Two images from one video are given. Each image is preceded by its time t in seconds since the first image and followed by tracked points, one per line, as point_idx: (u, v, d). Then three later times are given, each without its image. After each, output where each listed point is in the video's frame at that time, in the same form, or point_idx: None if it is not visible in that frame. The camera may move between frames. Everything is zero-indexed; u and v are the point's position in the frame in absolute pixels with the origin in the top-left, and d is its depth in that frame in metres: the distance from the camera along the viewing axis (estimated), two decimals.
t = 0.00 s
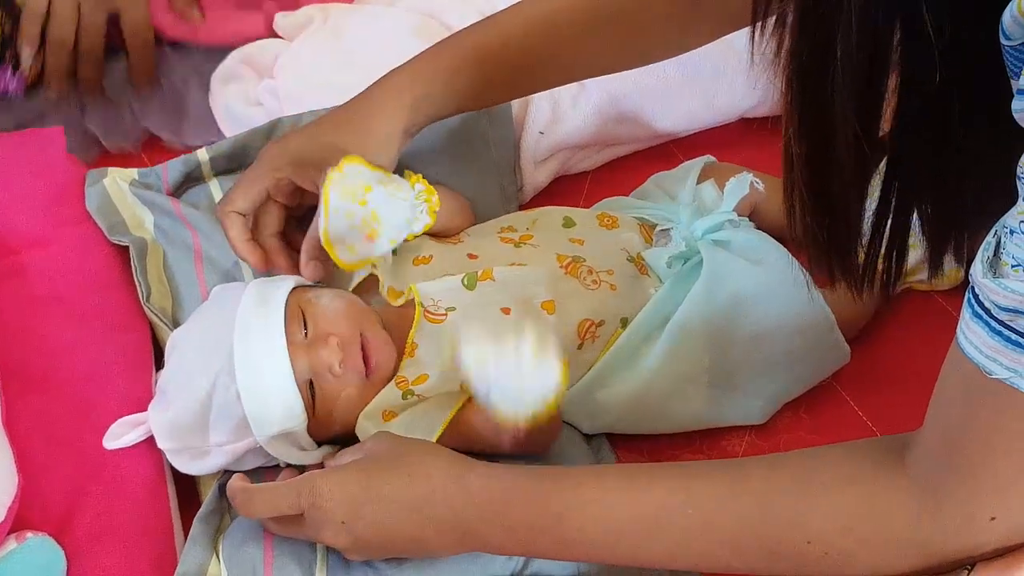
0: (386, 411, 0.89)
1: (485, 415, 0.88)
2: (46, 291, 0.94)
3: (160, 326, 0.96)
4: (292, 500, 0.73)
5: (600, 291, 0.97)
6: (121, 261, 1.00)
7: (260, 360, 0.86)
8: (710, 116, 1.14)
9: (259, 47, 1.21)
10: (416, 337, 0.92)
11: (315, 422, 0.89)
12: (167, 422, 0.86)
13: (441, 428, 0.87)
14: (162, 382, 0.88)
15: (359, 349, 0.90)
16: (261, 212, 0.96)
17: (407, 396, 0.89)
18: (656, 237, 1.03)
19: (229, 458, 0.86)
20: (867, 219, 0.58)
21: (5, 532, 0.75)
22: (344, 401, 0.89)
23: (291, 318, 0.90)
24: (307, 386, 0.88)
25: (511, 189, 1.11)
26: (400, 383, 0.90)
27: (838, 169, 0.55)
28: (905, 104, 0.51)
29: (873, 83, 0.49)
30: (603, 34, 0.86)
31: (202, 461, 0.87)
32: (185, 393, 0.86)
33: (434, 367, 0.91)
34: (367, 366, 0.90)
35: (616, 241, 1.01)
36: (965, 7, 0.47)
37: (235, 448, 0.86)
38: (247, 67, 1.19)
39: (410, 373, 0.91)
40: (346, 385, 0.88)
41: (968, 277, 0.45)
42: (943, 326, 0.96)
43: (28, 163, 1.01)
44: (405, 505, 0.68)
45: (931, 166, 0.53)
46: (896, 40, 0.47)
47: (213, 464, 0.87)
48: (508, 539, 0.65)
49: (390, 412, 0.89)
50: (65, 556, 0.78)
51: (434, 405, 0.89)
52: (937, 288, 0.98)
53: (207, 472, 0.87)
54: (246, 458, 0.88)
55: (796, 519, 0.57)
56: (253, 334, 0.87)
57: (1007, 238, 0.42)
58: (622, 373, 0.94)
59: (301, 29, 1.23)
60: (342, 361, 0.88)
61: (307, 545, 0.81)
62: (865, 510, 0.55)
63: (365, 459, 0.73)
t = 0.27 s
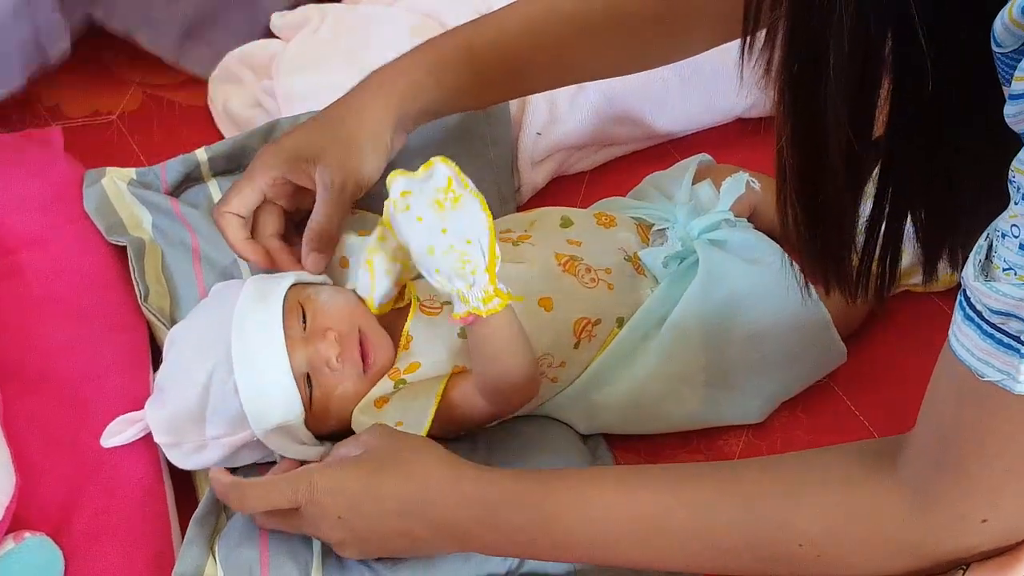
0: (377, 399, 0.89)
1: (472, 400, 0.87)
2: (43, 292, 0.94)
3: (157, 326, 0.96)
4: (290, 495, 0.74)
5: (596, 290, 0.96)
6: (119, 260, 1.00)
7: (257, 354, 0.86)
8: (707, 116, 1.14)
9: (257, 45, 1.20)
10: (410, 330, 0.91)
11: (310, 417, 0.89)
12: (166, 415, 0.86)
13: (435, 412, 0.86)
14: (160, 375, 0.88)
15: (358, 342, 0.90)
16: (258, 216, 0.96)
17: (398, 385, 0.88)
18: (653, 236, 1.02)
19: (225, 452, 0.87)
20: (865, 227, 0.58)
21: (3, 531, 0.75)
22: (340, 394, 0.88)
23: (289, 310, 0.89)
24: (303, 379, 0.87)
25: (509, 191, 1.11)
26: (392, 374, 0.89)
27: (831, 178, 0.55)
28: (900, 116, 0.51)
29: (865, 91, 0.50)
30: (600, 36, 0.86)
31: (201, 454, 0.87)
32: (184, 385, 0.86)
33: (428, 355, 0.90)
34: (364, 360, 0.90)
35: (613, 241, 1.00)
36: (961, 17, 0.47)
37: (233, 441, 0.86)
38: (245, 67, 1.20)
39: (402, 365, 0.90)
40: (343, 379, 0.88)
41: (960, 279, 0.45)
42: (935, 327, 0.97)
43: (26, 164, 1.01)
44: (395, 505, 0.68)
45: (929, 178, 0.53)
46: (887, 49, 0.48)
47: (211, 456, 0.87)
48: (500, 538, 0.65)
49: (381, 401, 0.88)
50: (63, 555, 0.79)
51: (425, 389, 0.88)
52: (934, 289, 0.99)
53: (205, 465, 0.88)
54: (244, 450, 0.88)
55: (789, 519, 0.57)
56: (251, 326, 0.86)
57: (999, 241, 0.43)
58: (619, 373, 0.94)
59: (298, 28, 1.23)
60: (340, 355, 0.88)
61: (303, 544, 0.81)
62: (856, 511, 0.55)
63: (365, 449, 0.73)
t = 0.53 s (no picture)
0: (368, 392, 0.88)
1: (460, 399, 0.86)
2: (41, 290, 0.94)
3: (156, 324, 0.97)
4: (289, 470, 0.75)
5: (591, 293, 0.96)
6: (117, 259, 1.01)
7: (252, 346, 0.86)
8: (705, 115, 1.15)
9: (256, 46, 1.21)
10: (405, 326, 0.90)
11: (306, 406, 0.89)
12: (164, 406, 0.87)
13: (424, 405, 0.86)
14: (159, 368, 0.90)
15: (353, 335, 0.90)
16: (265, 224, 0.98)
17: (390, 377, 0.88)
18: (650, 236, 1.02)
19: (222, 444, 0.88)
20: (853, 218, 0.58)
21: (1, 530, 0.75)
22: (334, 386, 0.89)
23: (285, 302, 0.90)
24: (299, 369, 0.88)
25: (509, 191, 1.11)
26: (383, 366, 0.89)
27: (822, 168, 0.55)
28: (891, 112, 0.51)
29: (858, 82, 0.49)
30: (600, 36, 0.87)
31: (196, 446, 0.88)
32: (183, 376, 0.88)
33: (421, 349, 0.90)
34: (360, 352, 0.90)
35: (611, 242, 0.99)
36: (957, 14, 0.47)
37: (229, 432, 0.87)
38: (243, 68, 1.20)
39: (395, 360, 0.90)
40: (338, 371, 0.88)
41: (958, 274, 0.45)
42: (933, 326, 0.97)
43: (24, 162, 1.01)
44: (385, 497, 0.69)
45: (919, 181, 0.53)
46: (881, 41, 0.48)
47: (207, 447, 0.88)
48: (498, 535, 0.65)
49: (372, 394, 0.88)
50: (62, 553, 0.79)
51: (413, 383, 0.87)
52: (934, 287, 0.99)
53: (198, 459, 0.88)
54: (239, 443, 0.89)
55: (786, 513, 0.57)
56: (246, 318, 0.87)
57: (998, 236, 0.42)
58: (617, 375, 0.94)
59: (295, 26, 1.23)
60: (335, 346, 0.89)
61: (301, 541, 0.81)
62: (852, 504, 0.56)
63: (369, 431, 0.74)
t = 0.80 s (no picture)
0: (362, 392, 0.88)
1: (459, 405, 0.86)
2: (33, 289, 0.94)
3: (149, 323, 0.96)
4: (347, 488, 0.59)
5: (589, 294, 0.96)
6: (109, 258, 1.00)
7: (243, 333, 0.87)
8: (700, 111, 1.14)
9: (248, 44, 1.21)
10: (402, 329, 0.91)
11: (297, 399, 0.89)
12: (153, 396, 0.87)
13: (419, 404, 0.87)
14: (152, 357, 0.90)
15: (345, 326, 0.90)
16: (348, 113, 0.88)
17: (385, 378, 0.88)
18: (647, 237, 1.03)
19: (208, 435, 0.87)
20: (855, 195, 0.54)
21: None
22: (326, 376, 0.88)
23: (278, 292, 0.91)
24: (290, 359, 0.88)
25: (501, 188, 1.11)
26: (379, 367, 0.88)
27: (821, 159, 0.51)
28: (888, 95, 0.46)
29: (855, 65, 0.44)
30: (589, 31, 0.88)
31: (185, 438, 0.87)
32: (173, 362, 0.88)
33: (416, 351, 0.89)
34: (352, 344, 0.90)
35: (609, 241, 1.00)
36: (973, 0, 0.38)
37: (219, 423, 0.86)
38: (235, 66, 1.19)
39: (390, 361, 0.89)
40: (328, 364, 0.88)
41: None
42: (928, 323, 0.97)
43: (16, 162, 1.01)
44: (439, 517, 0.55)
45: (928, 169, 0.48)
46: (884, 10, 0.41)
47: (197, 440, 0.87)
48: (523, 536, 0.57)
49: (366, 393, 0.88)
50: (55, 553, 0.79)
51: (413, 386, 0.88)
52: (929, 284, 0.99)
53: (189, 451, 0.88)
54: (230, 436, 0.88)
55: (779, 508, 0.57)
56: (237, 309, 0.88)
57: None
58: (610, 376, 0.94)
59: (290, 26, 1.23)
60: (326, 335, 0.88)
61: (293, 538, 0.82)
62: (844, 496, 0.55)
63: (413, 441, 0.59)
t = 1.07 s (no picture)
0: (358, 393, 0.88)
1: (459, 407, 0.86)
2: (32, 293, 0.93)
3: (146, 327, 0.97)
4: (549, 451, 0.48)
5: (588, 299, 0.96)
6: (106, 262, 1.00)
7: (244, 328, 0.88)
8: (696, 113, 1.14)
9: (246, 49, 1.21)
10: (401, 330, 0.91)
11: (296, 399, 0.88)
12: (151, 391, 0.87)
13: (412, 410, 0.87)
14: (151, 359, 0.90)
15: (342, 323, 0.90)
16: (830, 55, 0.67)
17: (382, 378, 0.88)
18: (646, 242, 1.03)
19: (208, 432, 0.87)
20: (928, 126, 0.46)
21: None
22: (323, 372, 0.88)
23: (275, 290, 0.92)
24: (287, 355, 0.88)
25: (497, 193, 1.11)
26: (377, 368, 0.89)
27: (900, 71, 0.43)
28: None
29: None
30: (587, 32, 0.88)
31: (185, 434, 0.87)
32: (170, 362, 0.88)
33: (415, 353, 0.90)
34: (350, 342, 0.90)
35: (607, 245, 1.00)
36: None
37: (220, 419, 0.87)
38: (232, 71, 1.20)
39: (388, 363, 0.90)
40: (327, 355, 0.88)
41: None
42: (925, 330, 0.97)
43: (13, 166, 1.01)
44: (652, 481, 0.46)
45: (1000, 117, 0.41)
46: None
47: (197, 437, 0.87)
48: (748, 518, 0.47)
49: (364, 394, 0.88)
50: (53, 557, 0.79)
51: (408, 390, 0.88)
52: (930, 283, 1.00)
53: (190, 448, 0.87)
54: (231, 433, 0.88)
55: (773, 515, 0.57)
56: (236, 306, 0.89)
57: None
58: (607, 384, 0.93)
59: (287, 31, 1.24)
60: (322, 332, 0.88)
61: (291, 541, 0.83)
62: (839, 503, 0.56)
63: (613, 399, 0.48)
